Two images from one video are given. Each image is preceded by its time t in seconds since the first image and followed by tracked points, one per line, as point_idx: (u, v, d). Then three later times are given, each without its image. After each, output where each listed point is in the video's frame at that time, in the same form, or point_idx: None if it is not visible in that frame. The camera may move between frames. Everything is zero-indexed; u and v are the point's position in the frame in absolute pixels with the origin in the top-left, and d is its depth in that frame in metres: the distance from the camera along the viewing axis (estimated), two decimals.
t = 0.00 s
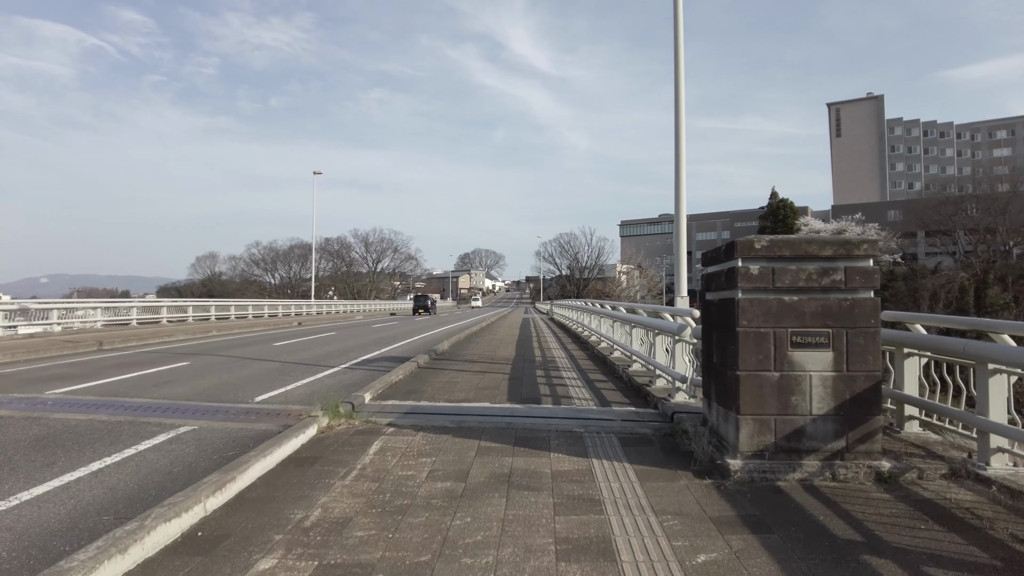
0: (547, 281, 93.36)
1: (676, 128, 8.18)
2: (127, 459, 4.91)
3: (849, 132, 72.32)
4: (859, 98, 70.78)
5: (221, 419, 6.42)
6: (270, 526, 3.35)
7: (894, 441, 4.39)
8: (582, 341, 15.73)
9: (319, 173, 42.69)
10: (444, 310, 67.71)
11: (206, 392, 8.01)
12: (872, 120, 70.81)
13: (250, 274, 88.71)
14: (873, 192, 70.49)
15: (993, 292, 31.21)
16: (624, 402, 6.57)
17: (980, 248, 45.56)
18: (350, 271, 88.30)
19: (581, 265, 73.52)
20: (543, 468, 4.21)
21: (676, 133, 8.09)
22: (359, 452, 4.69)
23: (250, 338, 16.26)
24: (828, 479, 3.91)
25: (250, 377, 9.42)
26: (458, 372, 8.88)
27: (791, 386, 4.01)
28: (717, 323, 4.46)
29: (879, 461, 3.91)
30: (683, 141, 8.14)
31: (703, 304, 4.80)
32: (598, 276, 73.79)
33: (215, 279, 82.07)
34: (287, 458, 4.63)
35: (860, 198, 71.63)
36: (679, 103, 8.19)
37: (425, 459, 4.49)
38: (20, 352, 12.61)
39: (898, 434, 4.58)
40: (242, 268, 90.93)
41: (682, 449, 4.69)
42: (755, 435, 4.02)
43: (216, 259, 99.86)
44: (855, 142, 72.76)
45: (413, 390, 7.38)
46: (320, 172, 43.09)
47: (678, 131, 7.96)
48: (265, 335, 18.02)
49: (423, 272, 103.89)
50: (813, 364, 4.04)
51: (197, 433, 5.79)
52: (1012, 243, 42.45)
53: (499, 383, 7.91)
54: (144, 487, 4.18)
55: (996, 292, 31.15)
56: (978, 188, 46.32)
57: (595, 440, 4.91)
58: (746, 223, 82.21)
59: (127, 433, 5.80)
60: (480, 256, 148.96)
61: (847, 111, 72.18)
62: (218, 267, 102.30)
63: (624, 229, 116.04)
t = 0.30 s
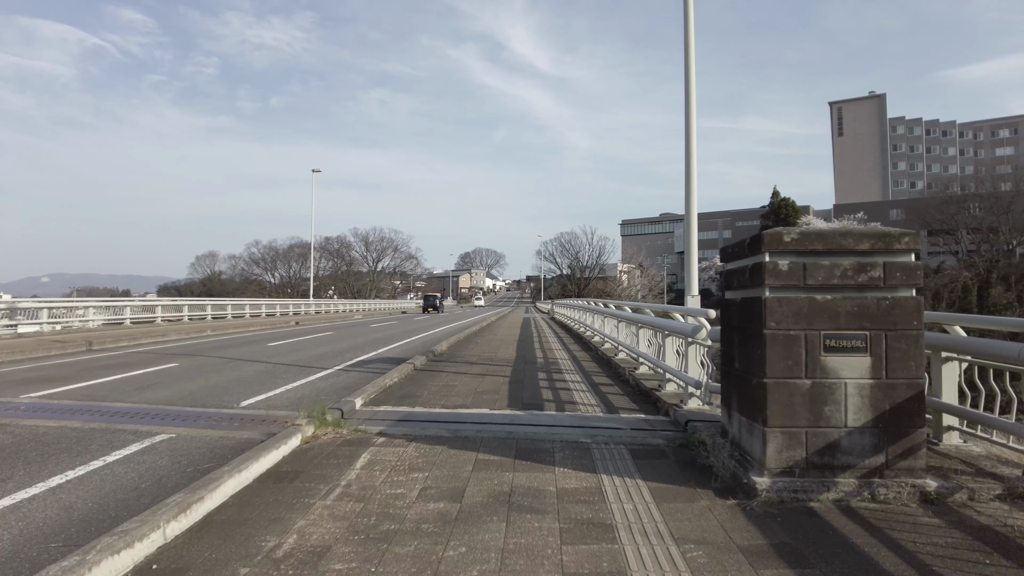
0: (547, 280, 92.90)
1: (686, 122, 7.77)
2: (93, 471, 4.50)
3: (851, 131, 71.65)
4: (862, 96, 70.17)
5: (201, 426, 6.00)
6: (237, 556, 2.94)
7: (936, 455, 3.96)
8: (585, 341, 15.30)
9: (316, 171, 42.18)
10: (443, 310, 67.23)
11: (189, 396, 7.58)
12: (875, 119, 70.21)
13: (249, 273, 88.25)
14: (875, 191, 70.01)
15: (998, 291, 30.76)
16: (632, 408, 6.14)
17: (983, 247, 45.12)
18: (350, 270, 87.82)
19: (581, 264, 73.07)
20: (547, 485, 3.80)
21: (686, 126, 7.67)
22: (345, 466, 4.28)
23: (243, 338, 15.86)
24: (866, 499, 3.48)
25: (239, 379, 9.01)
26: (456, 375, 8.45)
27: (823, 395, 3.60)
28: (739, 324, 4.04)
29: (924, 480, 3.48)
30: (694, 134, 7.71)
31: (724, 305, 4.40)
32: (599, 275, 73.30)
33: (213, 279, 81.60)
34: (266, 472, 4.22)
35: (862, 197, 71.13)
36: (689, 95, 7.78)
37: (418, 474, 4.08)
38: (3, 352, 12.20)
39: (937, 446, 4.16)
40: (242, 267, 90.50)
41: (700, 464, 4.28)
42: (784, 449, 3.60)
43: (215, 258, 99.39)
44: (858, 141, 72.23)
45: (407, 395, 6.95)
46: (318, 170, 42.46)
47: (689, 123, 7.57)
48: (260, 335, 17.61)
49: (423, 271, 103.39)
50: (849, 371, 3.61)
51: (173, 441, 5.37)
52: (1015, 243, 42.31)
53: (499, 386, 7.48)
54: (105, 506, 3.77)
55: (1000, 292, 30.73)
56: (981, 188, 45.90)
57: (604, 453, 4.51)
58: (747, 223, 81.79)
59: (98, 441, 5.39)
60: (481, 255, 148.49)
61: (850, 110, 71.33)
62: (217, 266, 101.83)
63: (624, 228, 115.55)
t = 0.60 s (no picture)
0: (548, 280, 92.49)
1: (695, 117, 7.39)
2: (53, 489, 4.13)
3: (853, 132, 71.11)
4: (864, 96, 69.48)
5: (179, 438, 5.62)
6: None
7: (981, 480, 3.57)
8: (586, 344, 14.90)
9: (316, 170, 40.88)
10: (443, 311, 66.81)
11: (172, 403, 7.20)
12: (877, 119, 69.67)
13: (249, 273, 87.89)
14: (877, 191, 69.53)
15: (1003, 293, 30.29)
16: (640, 420, 5.76)
17: (986, 248, 44.63)
18: (350, 270, 87.44)
19: (582, 264, 72.66)
20: (549, 512, 3.42)
21: (696, 121, 7.29)
22: (326, 488, 3.90)
23: (237, 340, 15.48)
24: (907, 531, 3.10)
25: (226, 385, 8.64)
26: (453, 381, 8.06)
27: (858, 414, 3.22)
28: (762, 333, 3.67)
29: (973, 510, 3.09)
30: (704, 129, 7.32)
31: (744, 312, 4.03)
32: (599, 276, 72.88)
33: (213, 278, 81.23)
34: (239, 494, 3.84)
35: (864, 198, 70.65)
36: (699, 88, 7.39)
37: (405, 499, 3.70)
38: None
39: (980, 468, 3.77)
40: (241, 267, 90.14)
41: (717, 486, 3.90)
42: (815, 474, 3.22)
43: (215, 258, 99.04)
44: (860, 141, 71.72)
45: (401, 403, 6.56)
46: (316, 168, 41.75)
47: (699, 118, 7.19)
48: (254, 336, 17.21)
49: (423, 272, 102.98)
50: (887, 387, 3.23)
51: (146, 455, 4.99)
52: (1018, 243, 41.64)
53: (498, 393, 7.09)
54: (57, 534, 3.39)
55: (1005, 293, 30.26)
56: (984, 189, 45.42)
57: (612, 474, 4.13)
58: (749, 223, 81.36)
59: (67, 454, 5.02)
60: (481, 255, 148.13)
61: (852, 109, 70.32)
62: (217, 266, 101.48)
63: (625, 228, 115.13)
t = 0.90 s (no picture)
0: (548, 282, 92.09)
1: (703, 107, 6.98)
2: None
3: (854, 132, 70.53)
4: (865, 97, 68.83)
5: (146, 449, 5.17)
6: None
7: None
8: (587, 346, 14.46)
9: (316, 170, 40.15)
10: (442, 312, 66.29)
11: (147, 410, 6.75)
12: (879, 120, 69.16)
13: (248, 274, 87.39)
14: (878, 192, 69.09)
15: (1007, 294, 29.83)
16: (647, 430, 5.32)
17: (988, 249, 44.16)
18: (349, 272, 87.00)
19: (582, 265, 72.32)
20: (547, 543, 2.98)
21: (704, 111, 6.88)
22: (297, 511, 3.47)
23: (227, 343, 15.02)
24: (964, 568, 2.65)
25: (208, 390, 8.18)
26: (447, 386, 7.61)
27: (902, 429, 2.78)
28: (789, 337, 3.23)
29: None
30: (713, 120, 6.91)
31: (766, 314, 3.61)
32: (600, 276, 72.41)
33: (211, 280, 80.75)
34: (196, 519, 3.39)
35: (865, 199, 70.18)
36: (708, 77, 6.97)
37: (384, 525, 3.25)
38: None
39: None
40: (240, 268, 89.68)
41: (736, 509, 3.46)
42: (853, 500, 2.77)
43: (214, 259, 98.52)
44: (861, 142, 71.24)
45: (390, 411, 6.11)
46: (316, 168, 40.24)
47: (708, 108, 6.78)
48: (246, 339, 16.74)
49: (423, 272, 102.58)
50: (936, 398, 2.78)
51: (105, 469, 4.54)
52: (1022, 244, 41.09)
53: (494, 400, 6.64)
54: None
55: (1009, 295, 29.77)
56: (986, 189, 44.94)
57: (618, 494, 3.69)
58: (749, 223, 80.98)
59: (19, 468, 4.57)
60: (482, 256, 147.82)
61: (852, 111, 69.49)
62: (215, 267, 100.90)
63: (625, 229, 114.77)
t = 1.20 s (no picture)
0: (549, 281, 91.65)
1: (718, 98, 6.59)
2: None
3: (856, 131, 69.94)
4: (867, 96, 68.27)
5: (112, 462, 4.72)
6: None
7: None
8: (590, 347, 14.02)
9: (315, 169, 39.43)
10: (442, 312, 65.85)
11: (122, 418, 6.31)
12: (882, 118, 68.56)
13: (247, 274, 86.99)
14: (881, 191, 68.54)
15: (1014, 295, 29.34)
16: (661, 443, 4.88)
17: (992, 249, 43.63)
18: (349, 271, 86.59)
19: (583, 265, 71.88)
20: None
21: (719, 102, 6.48)
22: (268, 543, 3.02)
23: (219, 344, 14.59)
24: None
25: (192, 396, 7.74)
26: (444, 392, 7.16)
27: (978, 457, 2.35)
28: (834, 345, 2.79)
29: None
30: (729, 112, 6.50)
31: (802, 319, 3.18)
32: (601, 276, 71.94)
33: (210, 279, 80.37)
34: (150, 553, 2.95)
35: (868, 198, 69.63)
36: (723, 66, 6.57)
37: (367, 562, 2.81)
38: None
39: None
40: (240, 267, 89.27)
41: (770, 541, 3.01)
42: (920, 540, 2.34)
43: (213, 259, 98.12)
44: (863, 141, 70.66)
45: (382, 420, 5.68)
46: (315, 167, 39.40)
47: (723, 99, 6.38)
48: (240, 340, 16.31)
49: (423, 272, 102.07)
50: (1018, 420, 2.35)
51: (64, 486, 4.11)
52: None
53: (493, 408, 6.20)
54: None
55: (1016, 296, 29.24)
56: (990, 188, 44.45)
57: (634, 522, 3.26)
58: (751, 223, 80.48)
59: None
60: (482, 256, 147.44)
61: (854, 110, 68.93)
62: (215, 267, 100.48)
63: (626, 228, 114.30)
